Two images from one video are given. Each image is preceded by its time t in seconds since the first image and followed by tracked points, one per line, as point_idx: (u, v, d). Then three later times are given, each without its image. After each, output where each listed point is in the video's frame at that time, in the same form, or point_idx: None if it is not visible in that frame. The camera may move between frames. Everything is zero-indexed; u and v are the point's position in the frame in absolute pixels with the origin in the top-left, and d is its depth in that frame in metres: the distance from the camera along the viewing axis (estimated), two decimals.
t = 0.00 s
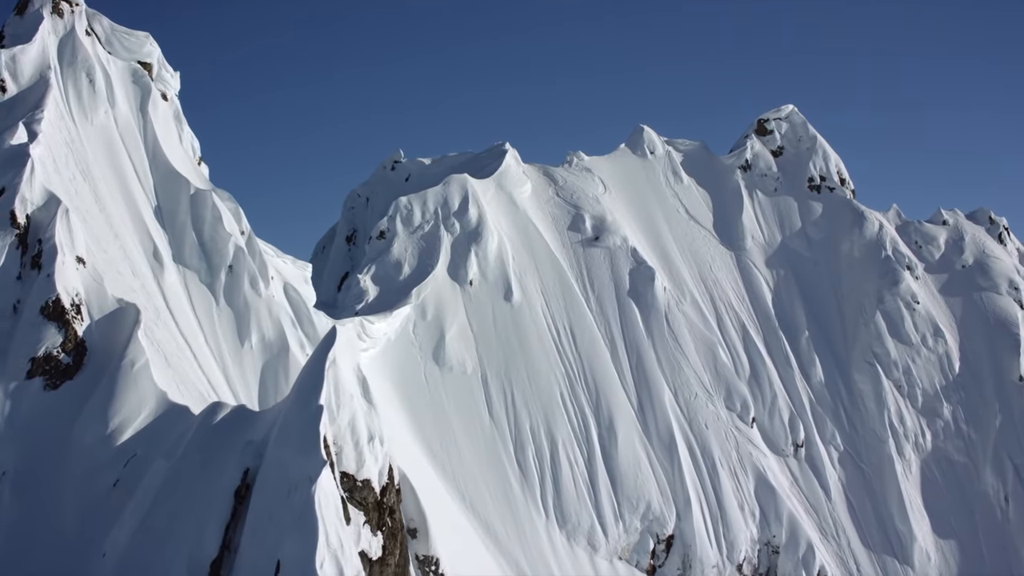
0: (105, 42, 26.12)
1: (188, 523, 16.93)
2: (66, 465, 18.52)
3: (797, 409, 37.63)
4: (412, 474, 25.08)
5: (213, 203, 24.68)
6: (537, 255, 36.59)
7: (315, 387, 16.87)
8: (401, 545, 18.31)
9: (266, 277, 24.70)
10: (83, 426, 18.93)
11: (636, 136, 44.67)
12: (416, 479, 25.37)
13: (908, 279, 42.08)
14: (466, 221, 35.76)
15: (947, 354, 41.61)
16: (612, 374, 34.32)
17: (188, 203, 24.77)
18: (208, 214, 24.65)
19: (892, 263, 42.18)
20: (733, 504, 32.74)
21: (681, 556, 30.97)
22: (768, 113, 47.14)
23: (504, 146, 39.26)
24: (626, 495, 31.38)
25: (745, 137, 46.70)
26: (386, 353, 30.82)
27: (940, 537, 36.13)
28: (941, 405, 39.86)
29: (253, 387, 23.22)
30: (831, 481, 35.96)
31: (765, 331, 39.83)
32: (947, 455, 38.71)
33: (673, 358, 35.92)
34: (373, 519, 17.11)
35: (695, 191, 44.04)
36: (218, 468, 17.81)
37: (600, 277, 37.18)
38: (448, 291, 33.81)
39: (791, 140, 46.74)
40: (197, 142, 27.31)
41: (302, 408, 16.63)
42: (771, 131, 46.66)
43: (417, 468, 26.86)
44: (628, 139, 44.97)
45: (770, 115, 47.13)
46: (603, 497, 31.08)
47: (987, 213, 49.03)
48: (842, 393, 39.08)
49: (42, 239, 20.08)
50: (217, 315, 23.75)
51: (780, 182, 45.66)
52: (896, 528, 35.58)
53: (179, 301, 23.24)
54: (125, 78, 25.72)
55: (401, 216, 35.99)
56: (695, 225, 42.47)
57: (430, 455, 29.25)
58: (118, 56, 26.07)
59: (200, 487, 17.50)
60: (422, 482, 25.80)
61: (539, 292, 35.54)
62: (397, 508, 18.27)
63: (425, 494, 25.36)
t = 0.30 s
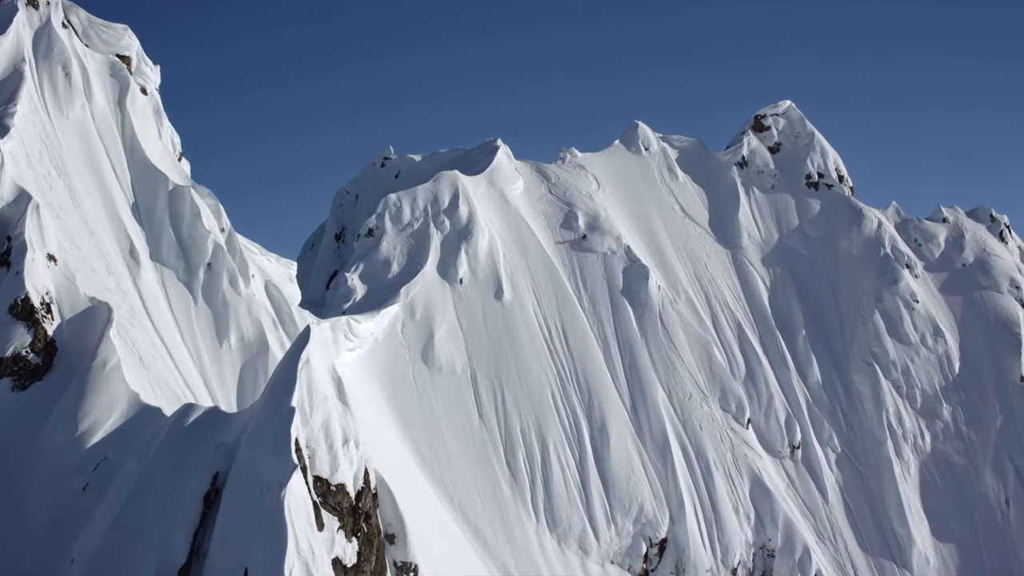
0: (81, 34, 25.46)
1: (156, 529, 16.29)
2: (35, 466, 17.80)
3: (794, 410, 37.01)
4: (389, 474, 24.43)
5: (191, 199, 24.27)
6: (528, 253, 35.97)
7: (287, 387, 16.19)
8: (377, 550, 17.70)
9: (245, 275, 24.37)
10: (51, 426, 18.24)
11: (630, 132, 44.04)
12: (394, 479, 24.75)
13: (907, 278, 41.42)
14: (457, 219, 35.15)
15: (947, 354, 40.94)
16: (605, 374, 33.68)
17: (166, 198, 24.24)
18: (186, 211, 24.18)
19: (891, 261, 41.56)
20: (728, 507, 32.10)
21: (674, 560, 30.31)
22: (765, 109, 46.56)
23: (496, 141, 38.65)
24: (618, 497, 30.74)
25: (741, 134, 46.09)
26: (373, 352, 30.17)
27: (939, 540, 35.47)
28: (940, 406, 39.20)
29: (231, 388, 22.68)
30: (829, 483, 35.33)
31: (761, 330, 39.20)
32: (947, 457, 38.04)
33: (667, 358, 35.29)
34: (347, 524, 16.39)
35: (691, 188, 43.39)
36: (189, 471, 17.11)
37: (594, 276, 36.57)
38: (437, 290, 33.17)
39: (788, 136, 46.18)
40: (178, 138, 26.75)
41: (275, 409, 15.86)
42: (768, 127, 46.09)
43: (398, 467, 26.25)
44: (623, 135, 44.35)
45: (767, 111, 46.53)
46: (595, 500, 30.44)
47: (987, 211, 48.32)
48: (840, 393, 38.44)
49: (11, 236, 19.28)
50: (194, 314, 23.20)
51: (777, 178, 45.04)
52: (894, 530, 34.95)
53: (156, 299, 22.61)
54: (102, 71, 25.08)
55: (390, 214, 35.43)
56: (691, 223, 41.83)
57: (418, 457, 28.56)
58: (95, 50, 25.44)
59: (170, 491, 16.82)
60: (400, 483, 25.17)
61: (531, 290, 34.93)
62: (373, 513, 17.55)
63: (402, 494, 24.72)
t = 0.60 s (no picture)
0: (58, 26, 24.72)
1: (124, 534, 15.66)
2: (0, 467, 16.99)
3: (789, 411, 36.45)
4: (370, 473, 23.80)
5: (170, 195, 23.38)
6: (519, 250, 35.39)
7: (258, 389, 15.56)
8: (352, 557, 17.11)
9: (225, 273, 23.49)
10: (19, 428, 17.53)
11: (625, 128, 43.48)
12: (376, 480, 24.15)
13: (906, 276, 40.83)
14: (446, 216, 34.55)
15: (946, 353, 40.32)
16: (597, 374, 33.09)
17: (144, 194, 23.52)
18: (165, 207, 23.33)
19: (890, 259, 40.96)
20: (722, 510, 31.49)
21: (667, 564, 29.71)
22: (761, 105, 46.06)
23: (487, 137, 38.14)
24: (610, 500, 30.16)
25: (738, 129, 45.53)
26: (360, 352, 29.60)
27: (937, 543, 34.89)
28: (939, 407, 38.59)
29: (210, 389, 22.03)
30: (825, 485, 34.75)
31: (758, 329, 38.62)
32: (946, 459, 37.42)
33: (661, 357, 34.69)
34: (320, 529, 15.81)
35: (686, 185, 42.80)
36: (158, 474, 16.49)
37: (586, 274, 36.02)
38: (427, 288, 32.56)
39: (784, 132, 45.72)
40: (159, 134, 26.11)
41: (244, 410, 15.21)
42: (764, 123, 45.64)
43: (381, 467, 25.63)
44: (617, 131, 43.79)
45: (764, 107, 46.07)
46: (586, 502, 29.85)
47: (988, 208, 47.62)
48: (836, 393, 37.89)
49: None
50: (172, 314, 22.50)
51: (774, 175, 44.48)
52: (892, 533, 34.38)
53: (132, 298, 21.96)
54: (79, 64, 24.30)
55: (379, 211, 34.84)
56: (686, 221, 41.22)
57: (405, 459, 27.98)
58: (73, 42, 24.69)
59: (139, 494, 16.19)
60: (383, 484, 24.57)
61: (522, 288, 34.35)
62: (347, 517, 16.97)
63: (384, 495, 24.09)
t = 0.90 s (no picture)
0: (33, 18, 23.84)
1: (87, 538, 14.89)
2: None
3: (785, 411, 35.89)
4: (352, 474, 23.09)
5: (147, 190, 22.77)
6: (510, 248, 34.83)
7: (225, 390, 14.95)
8: (326, 562, 16.50)
9: (203, 271, 23.04)
10: None
11: (619, 123, 43.18)
12: (359, 481, 23.51)
13: (904, 273, 40.29)
14: (436, 212, 33.97)
15: (945, 352, 39.74)
16: (588, 373, 32.50)
17: (119, 189, 22.68)
18: (141, 203, 22.66)
19: (887, 256, 40.41)
20: (715, 511, 30.85)
21: (659, 566, 29.03)
22: (758, 100, 45.71)
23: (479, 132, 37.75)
24: (601, 501, 29.47)
25: (734, 125, 45.06)
26: (348, 351, 28.96)
27: (935, 545, 34.30)
28: (938, 406, 38.04)
29: (186, 389, 21.44)
30: (821, 486, 34.17)
31: (753, 328, 38.16)
32: (945, 460, 36.84)
33: (654, 357, 34.10)
34: (292, 535, 15.18)
35: (681, 182, 42.29)
36: (125, 476, 15.74)
37: (578, 271, 35.47)
38: (416, 286, 31.96)
39: (781, 127, 45.32)
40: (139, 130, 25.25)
41: (210, 413, 14.64)
42: (761, 118, 45.31)
43: (366, 468, 24.93)
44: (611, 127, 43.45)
45: (760, 102, 45.78)
46: (577, 504, 29.16)
47: (988, 204, 46.98)
48: (833, 393, 37.36)
49: None
50: (148, 312, 21.96)
51: (770, 171, 43.99)
52: (889, 535, 33.81)
53: (106, 296, 21.23)
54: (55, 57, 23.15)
55: (367, 208, 34.19)
56: (681, 218, 40.76)
57: (392, 460, 27.36)
58: (48, 35, 23.75)
59: (104, 497, 15.45)
60: (367, 486, 23.93)
61: (512, 286, 33.78)
62: (320, 522, 16.39)
63: (367, 496, 23.42)
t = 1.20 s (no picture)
0: (4, 9, 23.03)
1: (39, 545, 13.74)
2: None
3: (779, 411, 35.26)
4: (332, 477, 22.20)
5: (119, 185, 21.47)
6: (499, 244, 34.19)
7: (186, 390, 14.30)
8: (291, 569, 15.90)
9: (178, 269, 21.85)
10: None
11: (612, 119, 42.81)
12: (339, 483, 22.60)
13: (901, 271, 39.64)
14: (423, 209, 33.31)
15: (944, 351, 39.07)
16: (579, 372, 31.79)
17: (91, 184, 21.51)
18: (113, 198, 21.41)
19: (885, 253, 39.74)
20: (708, 513, 30.08)
21: (650, 569, 28.17)
22: (753, 95, 45.16)
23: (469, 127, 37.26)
24: (591, 503, 28.62)
25: (728, 120, 44.52)
26: (332, 350, 28.26)
27: (933, 547, 33.59)
28: (936, 406, 37.40)
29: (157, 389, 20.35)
30: (816, 487, 33.51)
31: (747, 326, 37.68)
32: (943, 461, 36.18)
33: (646, 355, 33.43)
34: (255, 541, 14.55)
35: (675, 177, 41.99)
36: (83, 478, 14.60)
37: (569, 267, 34.81)
38: (402, 283, 31.26)
39: (778, 122, 44.68)
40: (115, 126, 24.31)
41: (169, 416, 13.90)
42: (757, 113, 44.66)
43: (348, 471, 24.05)
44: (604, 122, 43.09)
45: (755, 96, 45.22)
46: (566, 506, 28.25)
47: (988, 201, 46.29)
48: (829, 393, 36.69)
49: None
50: (118, 310, 20.78)
51: (766, 167, 43.48)
52: (886, 538, 33.12)
53: (76, 293, 20.19)
54: (26, 48, 22.29)
55: (353, 204, 33.53)
56: (675, 214, 40.41)
57: (376, 461, 26.61)
58: (20, 25, 22.91)
59: (61, 501, 14.33)
60: (348, 488, 23.17)
61: (501, 284, 33.11)
62: (285, 528, 15.74)
63: (348, 498, 22.54)
